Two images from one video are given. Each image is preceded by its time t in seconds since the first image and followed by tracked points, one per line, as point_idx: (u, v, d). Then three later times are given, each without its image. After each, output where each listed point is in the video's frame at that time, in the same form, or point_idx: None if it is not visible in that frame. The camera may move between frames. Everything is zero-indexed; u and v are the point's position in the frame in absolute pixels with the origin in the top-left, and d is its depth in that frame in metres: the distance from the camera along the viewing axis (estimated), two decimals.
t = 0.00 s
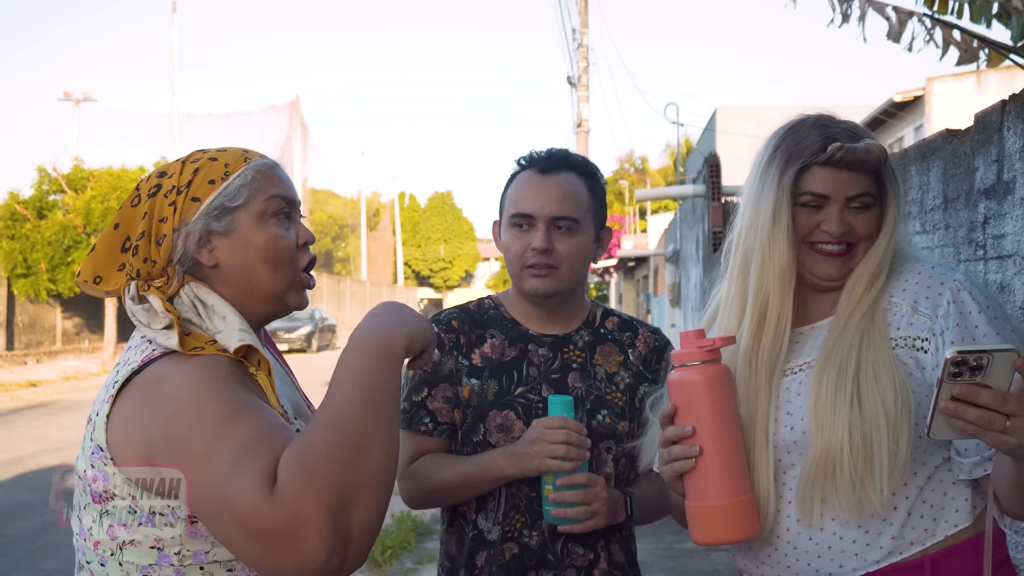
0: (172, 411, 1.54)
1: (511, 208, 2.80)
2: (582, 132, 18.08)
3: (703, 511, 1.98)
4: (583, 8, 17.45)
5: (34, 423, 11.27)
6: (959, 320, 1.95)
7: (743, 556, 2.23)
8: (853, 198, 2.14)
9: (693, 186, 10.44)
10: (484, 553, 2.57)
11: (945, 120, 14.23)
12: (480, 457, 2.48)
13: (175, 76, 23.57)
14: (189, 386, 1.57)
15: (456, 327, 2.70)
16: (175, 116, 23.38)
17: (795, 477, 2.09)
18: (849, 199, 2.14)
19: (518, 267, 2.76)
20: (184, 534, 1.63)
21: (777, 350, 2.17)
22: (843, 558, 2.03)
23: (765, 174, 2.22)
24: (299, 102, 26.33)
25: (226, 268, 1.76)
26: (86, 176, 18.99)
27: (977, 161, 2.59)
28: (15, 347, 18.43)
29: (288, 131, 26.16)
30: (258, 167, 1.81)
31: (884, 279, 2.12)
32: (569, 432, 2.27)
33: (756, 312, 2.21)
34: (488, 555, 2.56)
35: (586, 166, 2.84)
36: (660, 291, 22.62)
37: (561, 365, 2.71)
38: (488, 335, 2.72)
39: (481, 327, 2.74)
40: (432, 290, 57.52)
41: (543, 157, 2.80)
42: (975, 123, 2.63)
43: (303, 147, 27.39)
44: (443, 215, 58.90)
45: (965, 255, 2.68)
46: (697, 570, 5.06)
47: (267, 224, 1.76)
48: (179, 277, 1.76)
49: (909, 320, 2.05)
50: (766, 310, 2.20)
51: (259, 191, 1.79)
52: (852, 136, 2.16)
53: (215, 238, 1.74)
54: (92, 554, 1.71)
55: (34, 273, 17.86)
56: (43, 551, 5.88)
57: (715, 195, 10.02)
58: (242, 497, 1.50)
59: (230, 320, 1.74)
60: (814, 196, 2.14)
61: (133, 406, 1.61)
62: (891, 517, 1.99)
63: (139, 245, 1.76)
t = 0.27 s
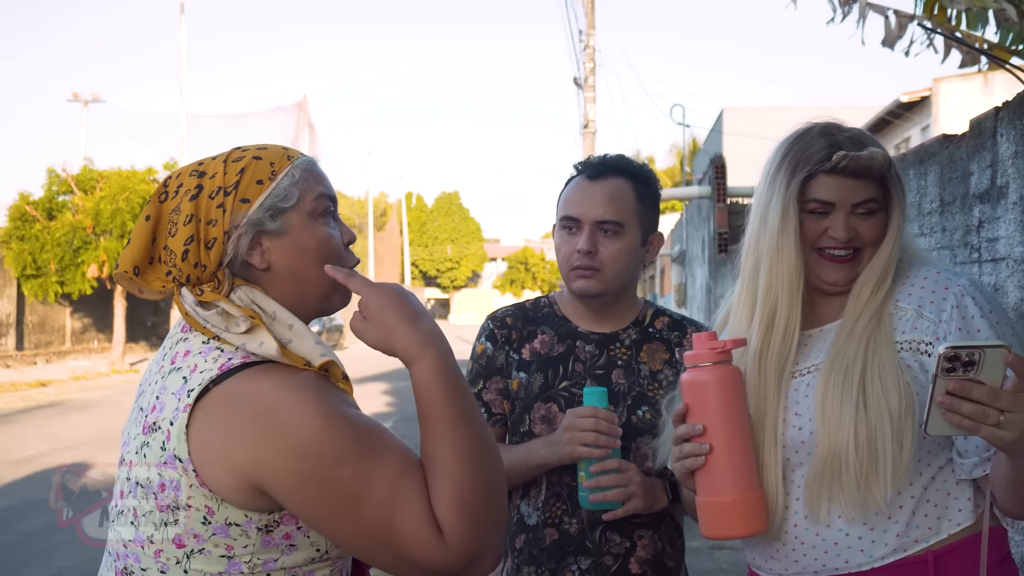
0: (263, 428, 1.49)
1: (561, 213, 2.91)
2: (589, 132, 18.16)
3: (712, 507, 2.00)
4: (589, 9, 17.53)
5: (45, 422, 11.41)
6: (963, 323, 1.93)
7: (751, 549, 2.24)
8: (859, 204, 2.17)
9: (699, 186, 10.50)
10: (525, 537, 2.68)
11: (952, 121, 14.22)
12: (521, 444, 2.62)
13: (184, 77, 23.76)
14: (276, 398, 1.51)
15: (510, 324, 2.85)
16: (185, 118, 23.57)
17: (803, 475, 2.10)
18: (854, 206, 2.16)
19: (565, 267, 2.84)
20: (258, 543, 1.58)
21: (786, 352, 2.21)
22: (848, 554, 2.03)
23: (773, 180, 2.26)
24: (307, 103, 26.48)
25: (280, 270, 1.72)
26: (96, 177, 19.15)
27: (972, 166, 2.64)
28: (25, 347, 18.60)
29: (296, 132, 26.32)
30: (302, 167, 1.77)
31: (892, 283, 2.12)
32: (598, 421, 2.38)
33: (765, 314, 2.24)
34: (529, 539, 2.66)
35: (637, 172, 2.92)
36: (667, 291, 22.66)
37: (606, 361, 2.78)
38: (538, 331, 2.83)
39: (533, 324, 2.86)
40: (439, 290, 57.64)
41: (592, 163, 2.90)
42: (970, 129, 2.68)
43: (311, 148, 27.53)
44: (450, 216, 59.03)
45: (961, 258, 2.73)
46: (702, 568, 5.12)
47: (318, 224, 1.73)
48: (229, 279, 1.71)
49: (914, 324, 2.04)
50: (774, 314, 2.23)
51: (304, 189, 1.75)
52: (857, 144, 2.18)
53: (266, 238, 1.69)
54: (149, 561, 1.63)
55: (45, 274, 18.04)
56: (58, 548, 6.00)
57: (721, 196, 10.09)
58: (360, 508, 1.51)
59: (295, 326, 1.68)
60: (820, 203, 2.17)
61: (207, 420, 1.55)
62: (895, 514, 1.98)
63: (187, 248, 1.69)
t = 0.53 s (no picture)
0: (322, 428, 1.59)
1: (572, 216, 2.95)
2: (591, 132, 18.19)
3: (709, 500, 2.05)
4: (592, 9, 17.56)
5: (49, 422, 11.46)
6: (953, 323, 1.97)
7: (747, 541, 2.28)
8: (851, 206, 2.21)
9: (701, 186, 10.53)
10: (541, 531, 2.71)
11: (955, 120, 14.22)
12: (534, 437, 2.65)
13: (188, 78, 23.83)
14: (335, 401, 1.61)
15: (521, 323, 2.87)
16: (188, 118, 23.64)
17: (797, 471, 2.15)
18: (847, 208, 2.20)
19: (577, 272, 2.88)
20: (300, 536, 1.69)
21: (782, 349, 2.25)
22: (840, 546, 2.07)
23: (767, 183, 2.30)
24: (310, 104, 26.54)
25: (314, 286, 1.86)
26: (99, 177, 19.21)
27: (964, 168, 2.67)
28: (30, 347, 18.67)
29: (299, 133, 26.38)
30: (337, 185, 1.89)
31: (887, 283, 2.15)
32: (611, 413, 2.47)
33: (761, 313, 2.28)
34: (545, 533, 2.71)
35: (648, 177, 2.94)
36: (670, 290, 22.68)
37: (614, 360, 2.83)
38: (548, 331, 2.87)
39: (543, 324, 2.89)
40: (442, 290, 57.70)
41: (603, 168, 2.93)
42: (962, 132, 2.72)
43: (314, 149, 27.59)
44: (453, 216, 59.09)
45: (953, 258, 2.77)
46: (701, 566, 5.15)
47: (351, 242, 1.86)
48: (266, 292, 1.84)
49: (907, 324, 2.08)
50: (770, 314, 2.27)
51: (338, 208, 1.87)
52: (850, 147, 2.23)
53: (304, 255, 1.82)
54: (192, 555, 1.71)
55: (49, 274, 18.11)
56: (62, 546, 6.05)
57: (723, 196, 10.12)
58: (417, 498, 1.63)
59: (336, 337, 1.84)
60: (813, 206, 2.21)
61: (259, 421, 1.63)
62: (885, 509, 2.02)
63: (226, 264, 1.80)
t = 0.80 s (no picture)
0: (332, 418, 1.62)
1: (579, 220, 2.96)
2: (588, 132, 18.21)
3: (696, 497, 2.06)
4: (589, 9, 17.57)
5: (45, 421, 11.44)
6: (935, 323, 1.99)
7: (734, 536, 2.31)
8: (834, 206, 2.24)
9: (697, 185, 10.56)
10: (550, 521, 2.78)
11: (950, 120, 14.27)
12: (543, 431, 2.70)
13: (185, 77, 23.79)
14: (342, 391, 1.64)
15: (534, 321, 2.94)
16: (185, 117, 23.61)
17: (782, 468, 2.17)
18: (829, 207, 2.24)
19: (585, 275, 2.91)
20: (309, 523, 1.73)
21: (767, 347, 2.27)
22: (822, 541, 2.10)
23: (752, 184, 2.34)
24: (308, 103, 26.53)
25: (327, 288, 1.88)
26: (96, 177, 19.17)
27: (952, 168, 2.70)
28: (26, 347, 18.65)
29: (296, 132, 26.36)
30: (353, 193, 1.92)
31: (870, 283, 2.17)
32: (616, 407, 2.48)
33: (747, 311, 2.31)
34: (554, 523, 2.77)
35: (651, 180, 2.97)
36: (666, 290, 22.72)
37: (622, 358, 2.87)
38: (559, 329, 2.92)
39: (555, 323, 2.95)
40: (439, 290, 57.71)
41: (607, 173, 2.95)
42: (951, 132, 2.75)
43: (311, 148, 27.60)
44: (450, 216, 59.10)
45: (943, 257, 2.80)
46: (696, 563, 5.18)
47: (364, 247, 1.89)
48: (279, 293, 1.87)
49: (890, 324, 2.10)
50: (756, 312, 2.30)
51: (353, 213, 1.90)
52: (833, 147, 2.26)
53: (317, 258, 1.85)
54: (207, 540, 1.77)
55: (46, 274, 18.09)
56: (59, 544, 6.07)
57: (718, 195, 10.15)
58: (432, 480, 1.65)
59: (346, 336, 1.84)
60: (797, 206, 2.25)
61: (275, 416, 1.67)
62: (866, 505, 2.05)
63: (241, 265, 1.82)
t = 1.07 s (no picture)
0: (309, 408, 1.66)
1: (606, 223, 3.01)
2: (582, 132, 18.24)
3: (683, 492, 2.09)
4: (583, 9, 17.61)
5: (38, 421, 11.40)
6: (918, 329, 1.98)
7: (718, 531, 2.34)
8: (769, 194, 2.26)
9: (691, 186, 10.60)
10: (581, 518, 2.91)
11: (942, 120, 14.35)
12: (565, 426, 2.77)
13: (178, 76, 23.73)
14: (320, 380, 1.68)
15: (564, 321, 3.01)
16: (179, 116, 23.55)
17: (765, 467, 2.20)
18: (763, 195, 2.27)
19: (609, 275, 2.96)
20: (297, 513, 1.75)
21: (739, 339, 2.30)
22: (801, 540, 2.13)
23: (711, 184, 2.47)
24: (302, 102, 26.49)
25: (315, 284, 1.90)
26: (89, 175, 19.10)
27: (941, 168, 2.73)
28: (19, 347, 18.58)
29: (290, 131, 26.33)
30: (340, 191, 1.94)
31: (814, 266, 2.14)
32: (626, 400, 2.61)
33: (722, 306, 2.36)
34: (584, 520, 2.90)
35: (678, 181, 3.00)
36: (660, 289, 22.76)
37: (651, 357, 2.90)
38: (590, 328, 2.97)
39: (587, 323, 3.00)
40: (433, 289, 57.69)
41: (636, 176, 3.00)
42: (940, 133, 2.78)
43: (305, 148, 27.56)
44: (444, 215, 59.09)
45: (931, 257, 2.83)
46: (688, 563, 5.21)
47: (351, 244, 1.91)
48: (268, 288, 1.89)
49: (872, 328, 2.09)
50: (728, 302, 2.36)
51: (339, 210, 1.92)
52: (771, 140, 2.31)
53: (306, 255, 1.87)
54: (202, 531, 1.80)
55: (38, 273, 18.02)
56: (53, 544, 6.06)
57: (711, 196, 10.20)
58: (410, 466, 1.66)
59: (330, 331, 1.85)
60: (739, 200, 2.32)
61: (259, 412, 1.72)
62: (845, 506, 2.07)
63: (230, 261, 1.85)
